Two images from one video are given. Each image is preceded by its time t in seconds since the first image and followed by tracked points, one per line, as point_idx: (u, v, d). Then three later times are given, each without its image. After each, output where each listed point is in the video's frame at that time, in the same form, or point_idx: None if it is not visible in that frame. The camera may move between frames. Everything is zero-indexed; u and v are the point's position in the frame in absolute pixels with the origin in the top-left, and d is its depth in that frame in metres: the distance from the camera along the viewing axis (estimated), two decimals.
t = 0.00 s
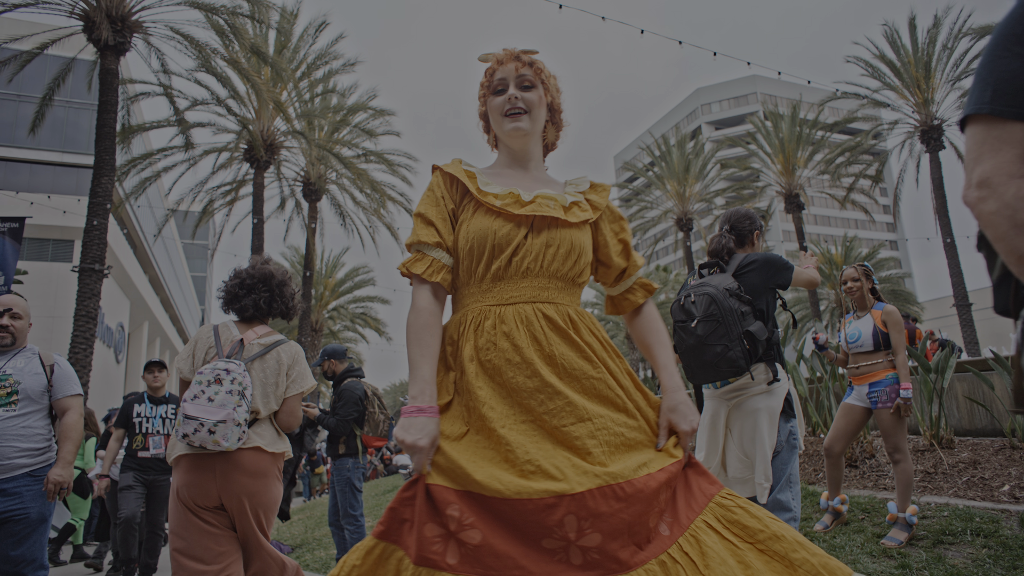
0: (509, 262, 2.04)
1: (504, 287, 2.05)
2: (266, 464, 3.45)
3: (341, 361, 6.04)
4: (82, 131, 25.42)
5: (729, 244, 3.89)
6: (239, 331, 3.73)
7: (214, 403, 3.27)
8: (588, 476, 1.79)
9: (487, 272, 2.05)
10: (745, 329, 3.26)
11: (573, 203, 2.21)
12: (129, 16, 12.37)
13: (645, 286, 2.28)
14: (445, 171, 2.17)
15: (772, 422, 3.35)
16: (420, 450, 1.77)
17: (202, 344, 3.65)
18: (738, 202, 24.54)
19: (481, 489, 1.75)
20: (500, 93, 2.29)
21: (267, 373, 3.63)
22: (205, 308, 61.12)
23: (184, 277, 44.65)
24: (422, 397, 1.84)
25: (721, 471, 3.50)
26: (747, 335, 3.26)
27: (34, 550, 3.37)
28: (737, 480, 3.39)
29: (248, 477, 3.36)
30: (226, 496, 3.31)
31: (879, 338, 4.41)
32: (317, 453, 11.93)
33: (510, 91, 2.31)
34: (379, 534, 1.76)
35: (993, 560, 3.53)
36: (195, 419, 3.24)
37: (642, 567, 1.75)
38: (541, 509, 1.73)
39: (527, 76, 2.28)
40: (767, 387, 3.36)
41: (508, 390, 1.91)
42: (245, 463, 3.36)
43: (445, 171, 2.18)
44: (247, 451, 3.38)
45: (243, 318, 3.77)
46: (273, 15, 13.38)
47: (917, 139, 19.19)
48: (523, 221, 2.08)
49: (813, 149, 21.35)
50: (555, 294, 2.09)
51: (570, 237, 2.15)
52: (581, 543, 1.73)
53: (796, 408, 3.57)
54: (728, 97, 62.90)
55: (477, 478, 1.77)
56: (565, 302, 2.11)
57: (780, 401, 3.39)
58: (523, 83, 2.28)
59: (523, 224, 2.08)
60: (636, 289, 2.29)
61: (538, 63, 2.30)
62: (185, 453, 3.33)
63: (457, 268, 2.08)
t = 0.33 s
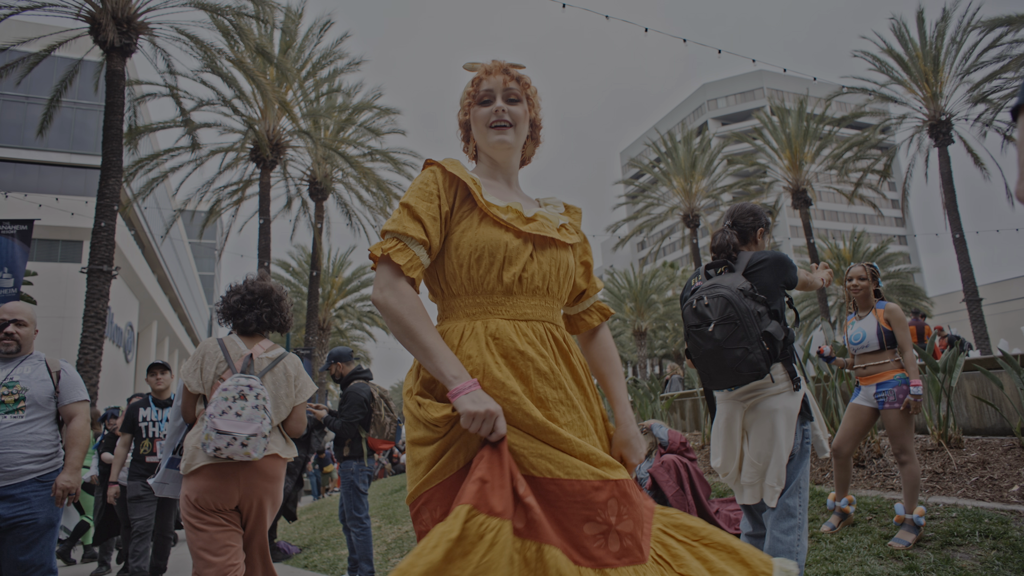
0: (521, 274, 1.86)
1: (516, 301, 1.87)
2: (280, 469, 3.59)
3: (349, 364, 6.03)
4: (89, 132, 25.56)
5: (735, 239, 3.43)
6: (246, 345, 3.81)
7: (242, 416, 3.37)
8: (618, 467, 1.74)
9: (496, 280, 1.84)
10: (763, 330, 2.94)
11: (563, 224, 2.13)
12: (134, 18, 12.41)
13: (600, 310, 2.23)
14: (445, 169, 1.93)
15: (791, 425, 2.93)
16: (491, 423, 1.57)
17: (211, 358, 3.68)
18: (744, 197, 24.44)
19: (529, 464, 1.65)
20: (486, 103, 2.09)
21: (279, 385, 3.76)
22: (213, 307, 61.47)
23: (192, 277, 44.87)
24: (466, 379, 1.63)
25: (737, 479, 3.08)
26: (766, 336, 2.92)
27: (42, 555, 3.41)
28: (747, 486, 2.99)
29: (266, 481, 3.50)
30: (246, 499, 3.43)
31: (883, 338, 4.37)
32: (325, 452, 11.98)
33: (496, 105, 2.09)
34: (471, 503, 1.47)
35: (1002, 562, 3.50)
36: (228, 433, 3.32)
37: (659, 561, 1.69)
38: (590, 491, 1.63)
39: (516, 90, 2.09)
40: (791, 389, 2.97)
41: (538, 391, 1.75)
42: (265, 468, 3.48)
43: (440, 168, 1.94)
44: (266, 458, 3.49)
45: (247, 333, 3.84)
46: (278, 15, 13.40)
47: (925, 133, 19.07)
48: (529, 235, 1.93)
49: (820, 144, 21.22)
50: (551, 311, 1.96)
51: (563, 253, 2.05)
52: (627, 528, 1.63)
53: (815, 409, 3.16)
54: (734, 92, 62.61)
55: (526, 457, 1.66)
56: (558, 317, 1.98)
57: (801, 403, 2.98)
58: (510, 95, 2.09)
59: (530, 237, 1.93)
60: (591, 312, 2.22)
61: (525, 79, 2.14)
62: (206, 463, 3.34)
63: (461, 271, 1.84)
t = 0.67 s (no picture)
0: (539, 282, 1.85)
1: (533, 309, 1.85)
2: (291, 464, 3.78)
3: (360, 363, 6.03)
4: (97, 132, 25.67)
5: (743, 233, 3.28)
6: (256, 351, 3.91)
7: (274, 417, 3.56)
8: (599, 479, 1.74)
9: (513, 286, 1.82)
10: (781, 325, 2.83)
11: (561, 235, 2.11)
12: (139, 18, 12.43)
13: (589, 317, 2.20)
14: (461, 171, 1.87)
15: (806, 423, 2.86)
16: (485, 440, 1.58)
17: (227, 362, 3.74)
18: (753, 186, 24.25)
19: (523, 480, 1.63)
20: (480, 113, 2.05)
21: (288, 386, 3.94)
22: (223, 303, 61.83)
23: (201, 274, 45.09)
24: (458, 398, 1.65)
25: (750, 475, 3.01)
26: (786, 329, 2.83)
27: (57, 557, 3.47)
28: (758, 485, 2.91)
29: (283, 475, 3.70)
30: (265, 494, 3.61)
31: (892, 330, 4.33)
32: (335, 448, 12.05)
33: (491, 115, 2.05)
34: (515, 516, 1.49)
35: (1014, 556, 3.48)
36: (262, 431, 3.52)
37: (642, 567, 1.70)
38: (570, 507, 1.64)
39: (510, 101, 2.07)
40: (803, 385, 2.89)
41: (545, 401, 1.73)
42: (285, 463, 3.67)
43: (451, 169, 1.89)
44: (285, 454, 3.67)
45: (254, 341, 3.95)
46: (282, 12, 13.38)
47: (936, 119, 18.87)
48: (538, 247, 1.91)
49: (829, 131, 21.03)
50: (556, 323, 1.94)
51: (562, 262, 2.02)
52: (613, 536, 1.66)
53: (828, 405, 3.10)
54: (741, 80, 62.12)
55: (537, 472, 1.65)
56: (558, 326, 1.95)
57: (815, 401, 2.91)
58: (505, 107, 2.06)
59: (538, 249, 1.91)
60: (580, 320, 2.18)
61: (519, 90, 2.11)
62: (235, 464, 3.48)
63: (470, 278, 1.81)
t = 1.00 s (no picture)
0: (558, 307, 1.91)
1: (550, 333, 1.90)
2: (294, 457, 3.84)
3: (371, 358, 6.06)
4: (107, 128, 25.77)
5: (755, 224, 3.22)
6: (261, 354, 4.02)
7: (293, 413, 3.70)
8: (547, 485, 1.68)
9: (538, 311, 1.85)
10: (795, 320, 2.82)
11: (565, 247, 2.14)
12: (145, 13, 12.43)
13: (594, 312, 2.17)
14: (496, 190, 1.87)
15: (819, 419, 2.84)
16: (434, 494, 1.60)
17: (239, 366, 3.80)
18: (763, 172, 24.06)
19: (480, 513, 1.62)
20: (484, 126, 2.06)
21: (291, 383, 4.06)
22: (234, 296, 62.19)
23: (212, 267, 45.31)
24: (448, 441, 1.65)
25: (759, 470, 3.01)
26: (799, 323, 2.82)
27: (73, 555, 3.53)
28: (768, 481, 2.90)
29: (285, 469, 3.76)
30: (271, 487, 3.66)
31: (904, 321, 4.30)
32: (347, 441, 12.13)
33: (496, 127, 2.07)
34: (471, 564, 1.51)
35: None
36: (286, 425, 3.65)
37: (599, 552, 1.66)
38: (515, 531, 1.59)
39: (514, 114, 2.09)
40: (816, 379, 2.87)
41: (536, 412, 1.75)
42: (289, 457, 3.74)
43: (485, 184, 1.89)
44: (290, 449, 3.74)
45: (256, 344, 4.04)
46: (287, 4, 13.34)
47: (949, 101, 18.62)
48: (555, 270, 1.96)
49: (840, 115, 20.79)
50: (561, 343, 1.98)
51: (569, 279, 2.05)
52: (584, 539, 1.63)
53: (841, 401, 3.08)
54: (751, 65, 61.49)
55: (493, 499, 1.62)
56: (562, 339, 1.96)
57: (828, 396, 2.90)
58: (509, 119, 2.08)
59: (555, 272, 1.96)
60: (585, 315, 2.16)
61: (521, 103, 2.13)
62: (250, 458, 3.54)
63: (501, 296, 1.82)
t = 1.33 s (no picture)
0: (561, 291, 1.92)
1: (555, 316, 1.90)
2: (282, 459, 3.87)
3: (378, 353, 6.08)
4: (112, 124, 25.82)
5: (760, 220, 3.18)
6: (252, 360, 4.03)
7: (285, 418, 3.71)
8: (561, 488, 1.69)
9: (546, 293, 1.87)
10: (800, 318, 2.80)
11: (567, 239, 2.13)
12: (148, 9, 12.42)
13: (581, 301, 2.16)
14: (495, 180, 1.86)
15: (825, 418, 2.83)
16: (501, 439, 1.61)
17: (232, 372, 3.83)
18: (769, 162, 23.93)
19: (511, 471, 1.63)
20: (481, 120, 2.05)
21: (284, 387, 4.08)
22: (240, 290, 62.42)
23: (218, 261, 45.46)
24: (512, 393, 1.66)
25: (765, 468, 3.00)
26: (803, 321, 2.80)
27: (83, 553, 3.57)
28: (775, 480, 2.89)
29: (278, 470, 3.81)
30: (262, 487, 3.70)
31: (910, 316, 4.28)
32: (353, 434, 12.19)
33: (493, 123, 2.05)
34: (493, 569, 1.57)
35: None
36: (278, 431, 3.67)
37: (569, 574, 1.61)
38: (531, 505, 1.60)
39: (511, 108, 2.07)
40: (822, 376, 2.86)
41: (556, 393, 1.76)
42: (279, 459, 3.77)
43: (483, 176, 1.88)
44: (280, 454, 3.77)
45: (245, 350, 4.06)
46: None
47: (958, 88, 18.44)
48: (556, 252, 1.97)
49: (847, 103, 20.62)
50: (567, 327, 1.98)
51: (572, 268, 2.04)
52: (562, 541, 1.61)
53: (847, 399, 3.06)
54: (756, 54, 61.01)
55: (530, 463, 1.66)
56: (567, 325, 1.97)
57: (834, 394, 2.88)
58: (506, 114, 2.06)
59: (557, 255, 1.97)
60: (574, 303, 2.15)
61: (519, 98, 2.11)
62: (242, 459, 3.58)
63: (510, 284, 1.82)
